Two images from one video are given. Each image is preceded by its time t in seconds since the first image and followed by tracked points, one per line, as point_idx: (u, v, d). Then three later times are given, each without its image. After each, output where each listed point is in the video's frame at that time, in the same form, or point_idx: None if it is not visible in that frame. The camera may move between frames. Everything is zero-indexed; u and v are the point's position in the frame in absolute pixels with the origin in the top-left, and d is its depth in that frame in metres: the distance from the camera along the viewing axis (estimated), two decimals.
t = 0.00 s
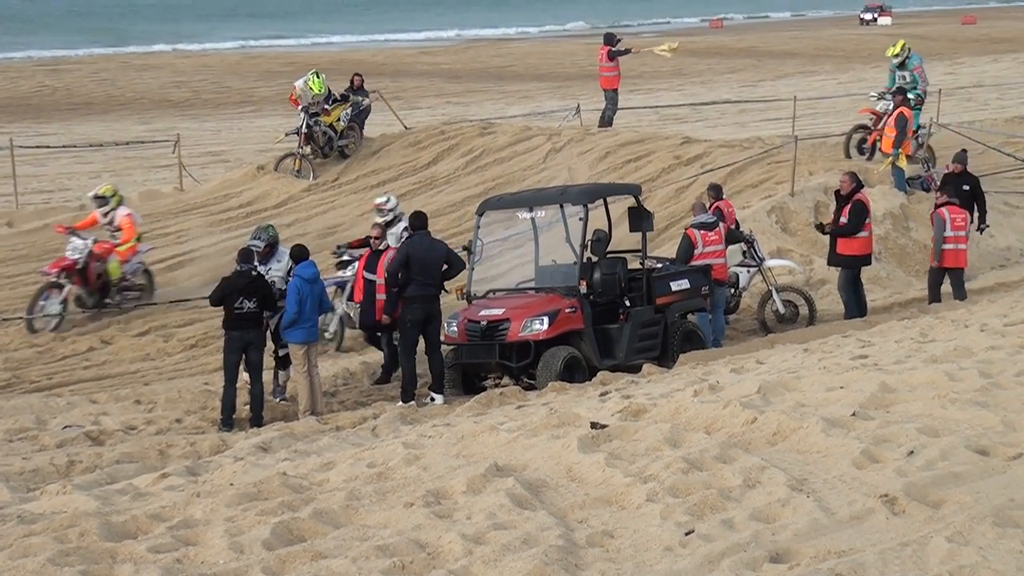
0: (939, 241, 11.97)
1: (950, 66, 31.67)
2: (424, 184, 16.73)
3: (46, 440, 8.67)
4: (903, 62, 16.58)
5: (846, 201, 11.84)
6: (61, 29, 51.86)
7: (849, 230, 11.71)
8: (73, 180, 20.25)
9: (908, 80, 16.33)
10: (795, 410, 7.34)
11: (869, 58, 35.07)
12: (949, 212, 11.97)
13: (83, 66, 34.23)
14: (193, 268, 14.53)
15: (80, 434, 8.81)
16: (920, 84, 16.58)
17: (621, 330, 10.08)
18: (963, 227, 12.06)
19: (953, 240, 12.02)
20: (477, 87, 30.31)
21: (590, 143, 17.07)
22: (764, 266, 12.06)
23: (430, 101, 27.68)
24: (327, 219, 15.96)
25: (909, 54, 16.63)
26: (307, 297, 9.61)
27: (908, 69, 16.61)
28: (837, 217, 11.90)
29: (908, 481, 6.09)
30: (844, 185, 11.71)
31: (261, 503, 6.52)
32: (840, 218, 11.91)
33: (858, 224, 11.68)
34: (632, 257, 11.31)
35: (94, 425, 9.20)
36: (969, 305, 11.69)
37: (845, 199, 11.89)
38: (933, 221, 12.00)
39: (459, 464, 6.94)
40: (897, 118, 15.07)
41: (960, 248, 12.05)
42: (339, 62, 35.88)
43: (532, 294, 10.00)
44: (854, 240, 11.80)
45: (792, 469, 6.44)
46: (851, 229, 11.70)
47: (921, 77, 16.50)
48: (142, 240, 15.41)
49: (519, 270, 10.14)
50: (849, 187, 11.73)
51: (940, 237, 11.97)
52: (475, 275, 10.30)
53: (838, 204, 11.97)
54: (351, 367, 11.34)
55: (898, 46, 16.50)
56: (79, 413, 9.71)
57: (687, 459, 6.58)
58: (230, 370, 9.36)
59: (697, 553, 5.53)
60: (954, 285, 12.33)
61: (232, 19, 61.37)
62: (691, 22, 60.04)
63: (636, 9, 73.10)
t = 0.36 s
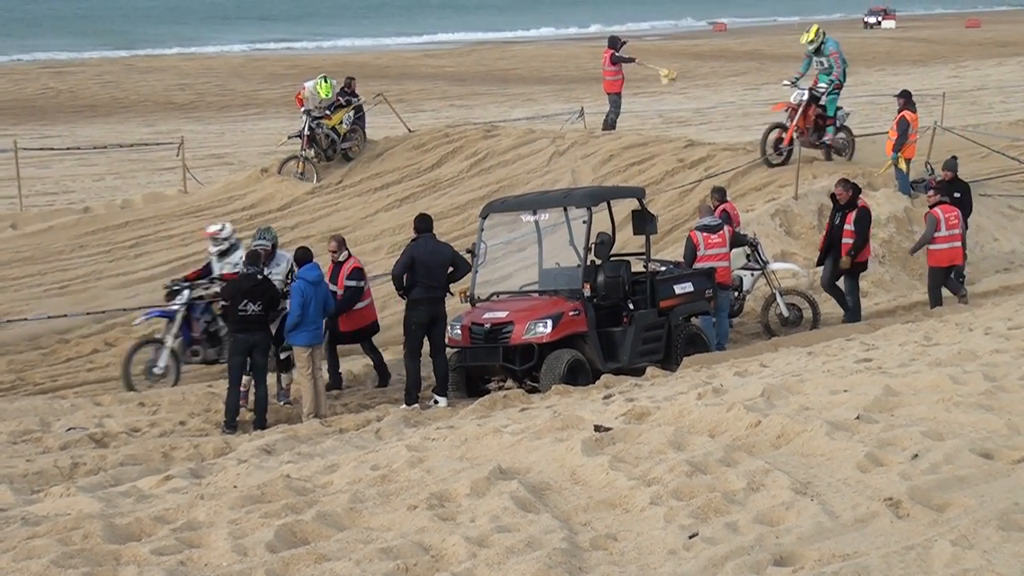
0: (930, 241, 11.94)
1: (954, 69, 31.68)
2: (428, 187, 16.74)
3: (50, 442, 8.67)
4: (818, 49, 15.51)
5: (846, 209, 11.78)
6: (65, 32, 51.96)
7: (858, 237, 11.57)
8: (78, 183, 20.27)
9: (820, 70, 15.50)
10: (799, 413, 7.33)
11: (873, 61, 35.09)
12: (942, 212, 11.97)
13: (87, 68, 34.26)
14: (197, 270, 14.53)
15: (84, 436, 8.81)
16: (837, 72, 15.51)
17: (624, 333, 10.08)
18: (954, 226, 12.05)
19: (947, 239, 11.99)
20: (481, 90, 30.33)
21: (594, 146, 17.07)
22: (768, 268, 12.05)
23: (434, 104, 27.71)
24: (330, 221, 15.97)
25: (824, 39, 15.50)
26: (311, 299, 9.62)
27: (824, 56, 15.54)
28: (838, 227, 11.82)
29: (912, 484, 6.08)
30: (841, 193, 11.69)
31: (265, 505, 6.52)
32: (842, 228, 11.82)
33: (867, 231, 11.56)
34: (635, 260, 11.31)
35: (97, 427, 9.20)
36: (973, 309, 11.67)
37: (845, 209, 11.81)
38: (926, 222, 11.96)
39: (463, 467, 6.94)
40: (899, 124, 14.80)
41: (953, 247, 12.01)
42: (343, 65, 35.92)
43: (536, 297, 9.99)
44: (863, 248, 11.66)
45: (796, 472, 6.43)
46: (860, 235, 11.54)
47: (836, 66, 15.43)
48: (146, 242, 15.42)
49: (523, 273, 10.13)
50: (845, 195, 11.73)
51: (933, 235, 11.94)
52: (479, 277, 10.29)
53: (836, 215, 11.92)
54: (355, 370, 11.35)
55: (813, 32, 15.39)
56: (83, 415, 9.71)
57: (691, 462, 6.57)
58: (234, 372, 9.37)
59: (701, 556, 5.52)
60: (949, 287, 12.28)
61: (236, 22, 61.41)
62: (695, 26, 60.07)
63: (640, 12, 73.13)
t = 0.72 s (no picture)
0: (951, 243, 11.89)
1: (971, 72, 31.58)
2: (443, 189, 16.75)
3: (66, 442, 8.70)
4: (732, 76, 14.94)
5: (844, 219, 11.74)
6: (82, 33, 52.17)
7: (870, 242, 11.64)
8: (94, 183, 20.34)
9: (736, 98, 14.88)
10: (814, 417, 7.31)
11: (889, 64, 34.97)
12: (961, 214, 11.96)
13: (104, 70, 34.40)
14: (212, 271, 14.57)
15: (100, 437, 8.84)
16: (752, 100, 14.91)
17: (639, 336, 10.06)
18: (971, 230, 12.06)
19: (965, 243, 11.97)
20: (496, 92, 30.34)
21: (609, 149, 17.06)
22: (782, 271, 12.02)
23: (448, 106, 27.72)
24: (345, 223, 16.00)
25: (739, 66, 14.94)
26: (325, 300, 9.65)
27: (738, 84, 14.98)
28: (842, 238, 11.73)
29: (929, 488, 6.05)
30: (839, 205, 11.61)
31: (279, 507, 6.53)
32: (845, 238, 11.75)
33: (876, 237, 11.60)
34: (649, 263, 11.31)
35: (113, 428, 9.23)
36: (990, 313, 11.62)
37: (843, 219, 11.76)
38: (947, 224, 11.91)
39: (478, 469, 6.93)
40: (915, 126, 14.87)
41: (970, 250, 12.00)
42: (359, 67, 36.00)
43: (550, 299, 9.97)
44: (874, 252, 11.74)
45: (811, 476, 6.41)
46: (872, 239, 11.61)
47: (749, 95, 14.82)
48: (162, 243, 15.47)
49: (537, 275, 10.11)
50: (839, 206, 11.69)
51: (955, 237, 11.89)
52: (494, 279, 10.28)
53: (833, 227, 11.83)
54: (369, 372, 11.36)
55: (728, 61, 14.79)
56: (98, 416, 9.74)
57: (706, 465, 6.55)
58: (250, 372, 9.38)
59: (716, 560, 5.51)
60: (962, 291, 12.24)
61: (252, 24, 61.59)
62: (710, 28, 59.96)
63: (656, 15, 73.08)
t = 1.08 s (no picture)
0: (984, 259, 11.87)
1: (991, 89, 31.50)
2: (460, 198, 16.77)
3: (81, 447, 8.73)
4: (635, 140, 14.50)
5: (847, 231, 11.67)
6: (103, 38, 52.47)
7: (872, 251, 11.55)
8: (112, 188, 20.43)
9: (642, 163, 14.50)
10: (829, 432, 7.28)
11: (908, 80, 34.89)
12: (987, 229, 11.94)
13: (124, 75, 34.59)
14: (228, 277, 14.62)
15: (114, 442, 8.86)
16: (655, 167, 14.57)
17: (654, 348, 10.04)
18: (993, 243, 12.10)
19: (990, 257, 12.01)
20: (515, 102, 30.39)
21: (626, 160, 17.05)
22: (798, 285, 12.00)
23: (466, 115, 27.76)
24: (361, 230, 16.03)
25: (644, 132, 14.50)
26: (342, 309, 9.66)
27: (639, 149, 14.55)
28: (847, 250, 11.64)
29: (944, 505, 6.02)
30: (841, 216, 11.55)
31: (292, 514, 6.53)
32: (849, 249, 11.67)
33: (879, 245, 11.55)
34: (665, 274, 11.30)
35: (127, 433, 9.25)
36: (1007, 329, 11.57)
37: (846, 231, 11.67)
38: (980, 240, 11.84)
39: (491, 479, 6.92)
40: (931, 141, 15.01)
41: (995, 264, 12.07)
42: (377, 75, 36.11)
43: (566, 310, 9.98)
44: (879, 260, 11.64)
45: (826, 491, 6.38)
46: (878, 247, 11.53)
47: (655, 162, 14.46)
48: (179, 249, 15.52)
49: (553, 285, 10.12)
50: (841, 219, 11.65)
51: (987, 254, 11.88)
52: (510, 289, 10.29)
53: (836, 240, 11.74)
54: (384, 379, 11.37)
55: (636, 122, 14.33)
56: (113, 420, 9.77)
57: (720, 479, 6.53)
58: (264, 380, 9.40)
59: (730, 573, 5.49)
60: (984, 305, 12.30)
61: (272, 31, 61.88)
62: (729, 41, 59.96)
63: (675, 28, 73.09)
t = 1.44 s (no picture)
0: (998, 274, 11.79)
1: (1014, 104, 31.34)
2: (481, 212, 16.79)
3: (102, 460, 8.77)
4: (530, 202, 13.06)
5: (856, 248, 11.48)
6: (125, 52, 52.82)
7: (878, 273, 11.39)
8: (134, 201, 20.54)
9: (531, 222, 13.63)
10: (850, 448, 7.24)
11: (930, 94, 34.77)
12: (1006, 246, 11.87)
13: (147, 88, 34.79)
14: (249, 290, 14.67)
15: (135, 455, 8.89)
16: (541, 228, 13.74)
17: (674, 362, 10.02)
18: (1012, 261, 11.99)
19: (1008, 276, 11.91)
20: (535, 116, 30.42)
21: (646, 174, 17.04)
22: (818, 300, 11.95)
23: (487, 129, 27.81)
24: (382, 244, 16.07)
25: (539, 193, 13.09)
26: (362, 322, 9.67)
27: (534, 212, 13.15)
28: (854, 269, 11.47)
29: (966, 522, 5.97)
30: (851, 234, 11.35)
31: (312, 528, 6.54)
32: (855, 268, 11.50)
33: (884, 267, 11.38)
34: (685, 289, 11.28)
35: (148, 446, 9.29)
36: None
37: (853, 249, 11.50)
38: (995, 255, 11.80)
39: (511, 494, 6.91)
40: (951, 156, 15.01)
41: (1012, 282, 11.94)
42: (399, 89, 36.23)
43: (586, 324, 9.97)
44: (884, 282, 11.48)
45: (847, 507, 6.35)
46: (884, 270, 11.38)
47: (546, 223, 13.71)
48: (199, 262, 15.59)
49: (573, 300, 10.12)
50: (851, 235, 11.42)
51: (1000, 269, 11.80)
52: (529, 304, 10.28)
53: (843, 256, 11.57)
54: (403, 393, 11.38)
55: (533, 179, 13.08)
56: (134, 433, 9.82)
57: (740, 494, 6.50)
58: (282, 394, 9.43)
59: None
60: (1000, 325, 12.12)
61: (293, 45, 62.19)
62: (750, 56, 59.90)
63: (695, 43, 73.11)
